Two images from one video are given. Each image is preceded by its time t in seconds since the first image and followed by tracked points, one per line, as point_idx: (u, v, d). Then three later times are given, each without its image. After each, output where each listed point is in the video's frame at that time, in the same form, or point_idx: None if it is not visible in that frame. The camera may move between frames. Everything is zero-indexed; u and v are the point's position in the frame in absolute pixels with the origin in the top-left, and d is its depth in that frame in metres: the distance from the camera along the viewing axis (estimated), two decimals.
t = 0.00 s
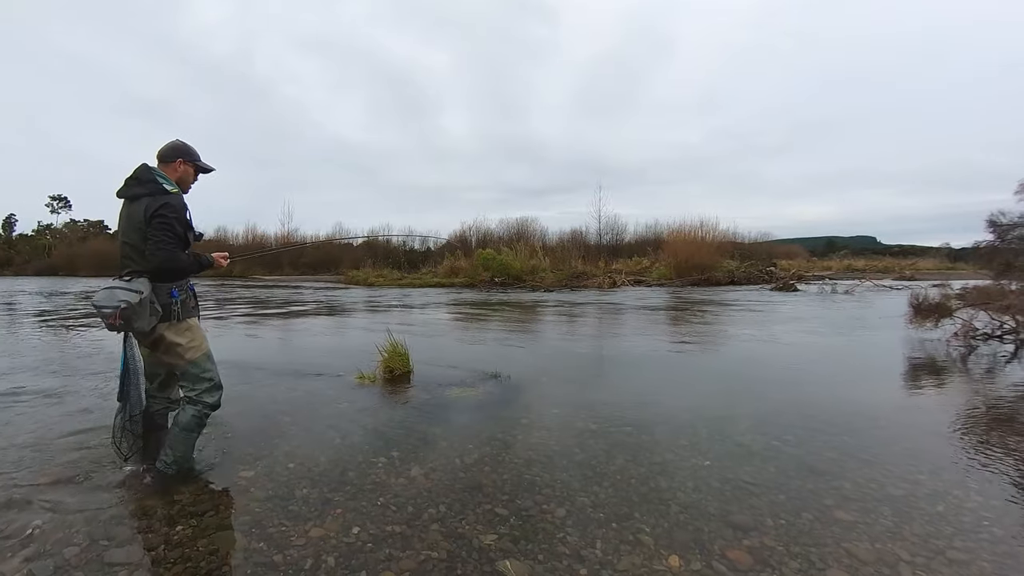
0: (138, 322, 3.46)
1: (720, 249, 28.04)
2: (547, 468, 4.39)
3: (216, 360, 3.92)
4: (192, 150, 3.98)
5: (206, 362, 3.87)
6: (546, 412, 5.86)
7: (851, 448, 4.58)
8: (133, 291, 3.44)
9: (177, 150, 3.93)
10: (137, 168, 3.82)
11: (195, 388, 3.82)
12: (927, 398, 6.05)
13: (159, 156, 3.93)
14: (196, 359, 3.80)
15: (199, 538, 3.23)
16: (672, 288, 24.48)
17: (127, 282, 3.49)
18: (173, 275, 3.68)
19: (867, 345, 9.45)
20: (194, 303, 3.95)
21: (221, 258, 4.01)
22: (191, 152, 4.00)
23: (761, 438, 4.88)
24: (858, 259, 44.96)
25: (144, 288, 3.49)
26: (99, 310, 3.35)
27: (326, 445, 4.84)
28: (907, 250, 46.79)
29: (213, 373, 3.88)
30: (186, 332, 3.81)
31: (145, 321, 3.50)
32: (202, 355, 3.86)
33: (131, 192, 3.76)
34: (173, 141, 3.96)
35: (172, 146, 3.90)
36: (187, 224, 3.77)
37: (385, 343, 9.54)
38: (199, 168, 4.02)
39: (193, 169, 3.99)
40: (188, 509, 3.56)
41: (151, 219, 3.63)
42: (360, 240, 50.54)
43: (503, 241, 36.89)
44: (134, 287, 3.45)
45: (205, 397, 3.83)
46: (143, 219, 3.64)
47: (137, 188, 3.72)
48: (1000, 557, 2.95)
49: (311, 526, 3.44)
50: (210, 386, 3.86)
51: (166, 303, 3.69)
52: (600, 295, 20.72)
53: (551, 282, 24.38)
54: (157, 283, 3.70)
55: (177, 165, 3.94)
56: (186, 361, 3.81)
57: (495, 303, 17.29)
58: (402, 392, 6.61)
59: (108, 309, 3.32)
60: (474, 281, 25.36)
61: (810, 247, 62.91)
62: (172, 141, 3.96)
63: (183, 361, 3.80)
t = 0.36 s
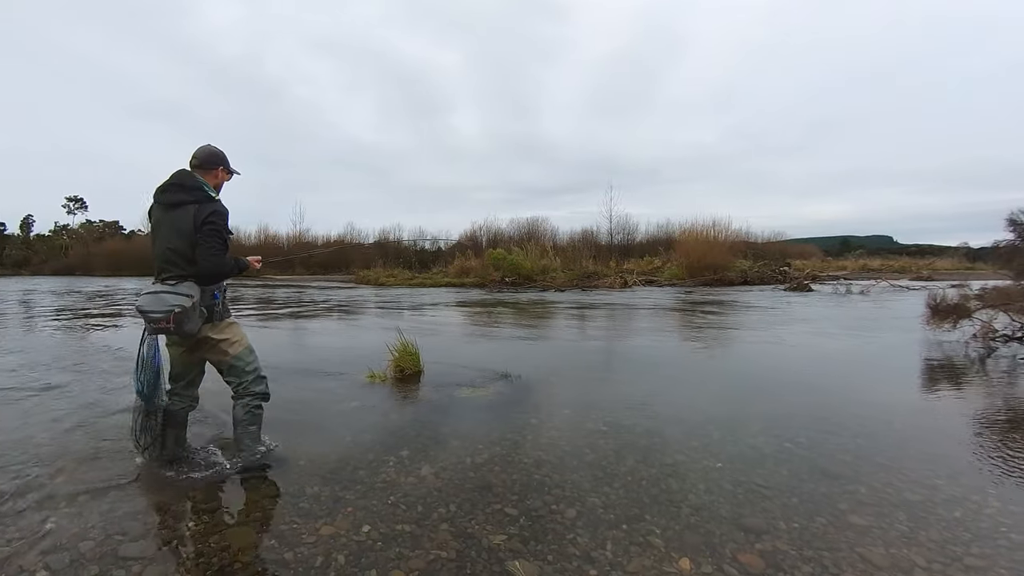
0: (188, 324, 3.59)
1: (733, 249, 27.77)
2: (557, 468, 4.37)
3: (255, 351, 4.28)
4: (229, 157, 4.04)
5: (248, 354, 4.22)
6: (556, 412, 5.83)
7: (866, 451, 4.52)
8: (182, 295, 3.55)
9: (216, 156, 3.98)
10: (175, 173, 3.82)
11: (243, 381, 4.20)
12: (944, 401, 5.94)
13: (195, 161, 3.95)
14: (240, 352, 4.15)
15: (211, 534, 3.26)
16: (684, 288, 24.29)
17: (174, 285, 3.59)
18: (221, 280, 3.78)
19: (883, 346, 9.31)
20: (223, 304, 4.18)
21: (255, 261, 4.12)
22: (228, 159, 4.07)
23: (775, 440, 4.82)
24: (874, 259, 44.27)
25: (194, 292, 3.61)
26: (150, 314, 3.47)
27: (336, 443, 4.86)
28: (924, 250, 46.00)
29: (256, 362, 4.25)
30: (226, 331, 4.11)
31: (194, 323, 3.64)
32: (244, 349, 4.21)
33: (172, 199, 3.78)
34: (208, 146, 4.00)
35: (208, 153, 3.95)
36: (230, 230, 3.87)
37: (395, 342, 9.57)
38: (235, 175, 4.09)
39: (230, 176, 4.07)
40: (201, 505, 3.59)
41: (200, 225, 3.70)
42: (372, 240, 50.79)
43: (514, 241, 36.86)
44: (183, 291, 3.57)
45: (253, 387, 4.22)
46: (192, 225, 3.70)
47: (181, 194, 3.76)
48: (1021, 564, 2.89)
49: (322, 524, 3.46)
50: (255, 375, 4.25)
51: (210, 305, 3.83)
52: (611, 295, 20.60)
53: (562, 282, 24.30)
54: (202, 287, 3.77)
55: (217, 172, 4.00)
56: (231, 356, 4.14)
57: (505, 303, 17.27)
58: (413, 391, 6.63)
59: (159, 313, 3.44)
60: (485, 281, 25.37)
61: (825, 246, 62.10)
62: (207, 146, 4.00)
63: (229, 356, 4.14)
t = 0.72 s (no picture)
0: (250, 330, 3.66)
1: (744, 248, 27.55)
2: (567, 469, 4.35)
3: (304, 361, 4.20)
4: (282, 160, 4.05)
5: (298, 363, 4.15)
6: (565, 412, 5.82)
7: (880, 454, 4.44)
8: (245, 301, 3.61)
9: (270, 159, 3.98)
10: (232, 176, 3.82)
11: (285, 391, 4.10)
12: (961, 404, 5.83)
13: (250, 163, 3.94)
14: (290, 360, 4.08)
15: (221, 530, 3.29)
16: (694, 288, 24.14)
17: (235, 291, 3.63)
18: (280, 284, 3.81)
19: (897, 347, 9.17)
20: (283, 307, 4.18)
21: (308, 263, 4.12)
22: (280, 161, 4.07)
23: (787, 442, 4.77)
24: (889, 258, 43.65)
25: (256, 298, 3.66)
26: (215, 319, 3.56)
27: (347, 442, 4.88)
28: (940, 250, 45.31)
29: (302, 372, 4.18)
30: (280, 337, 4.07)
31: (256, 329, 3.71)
32: (294, 357, 4.13)
33: (230, 202, 3.79)
34: (262, 148, 4.00)
35: (262, 155, 3.94)
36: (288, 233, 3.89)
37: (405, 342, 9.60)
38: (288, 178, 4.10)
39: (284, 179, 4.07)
40: (212, 502, 3.63)
41: (261, 229, 3.70)
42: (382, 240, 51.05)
43: (524, 241, 36.88)
44: (246, 297, 3.62)
45: (296, 397, 4.12)
46: (253, 229, 3.70)
47: (240, 197, 3.76)
48: None
49: (331, 521, 3.47)
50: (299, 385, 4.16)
51: (268, 309, 3.86)
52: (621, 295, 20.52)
53: (572, 281, 24.26)
54: (261, 290, 3.78)
55: (271, 175, 4.00)
56: (281, 363, 4.07)
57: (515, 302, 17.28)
58: (423, 391, 6.65)
59: (222, 318, 3.53)
60: (494, 281, 25.41)
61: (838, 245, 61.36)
62: (260, 148, 3.99)
63: (278, 364, 4.07)
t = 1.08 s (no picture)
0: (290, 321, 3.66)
1: (757, 248, 27.30)
2: (577, 469, 4.33)
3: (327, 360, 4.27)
4: (329, 157, 4.12)
5: (321, 363, 4.22)
6: (576, 413, 5.80)
7: (896, 458, 4.37)
8: (289, 291, 3.61)
9: (320, 155, 4.04)
10: (284, 168, 3.86)
11: (305, 390, 4.13)
12: (980, 408, 5.72)
13: (301, 157, 3.99)
14: (315, 359, 4.15)
15: (233, 527, 3.31)
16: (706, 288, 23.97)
17: (278, 280, 3.63)
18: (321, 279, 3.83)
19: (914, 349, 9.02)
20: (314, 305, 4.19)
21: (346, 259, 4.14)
22: (327, 159, 4.13)
23: (801, 445, 4.71)
24: (906, 259, 42.99)
25: (298, 289, 3.66)
26: (258, 307, 3.54)
27: (357, 441, 4.90)
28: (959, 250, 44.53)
29: (324, 372, 4.22)
30: (308, 334, 4.13)
31: (296, 320, 3.70)
32: (319, 355, 4.21)
33: (280, 193, 3.81)
34: (313, 143, 4.05)
35: (312, 150, 4.01)
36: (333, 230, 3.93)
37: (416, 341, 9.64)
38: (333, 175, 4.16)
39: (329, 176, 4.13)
40: (224, 499, 3.66)
41: (311, 223, 3.74)
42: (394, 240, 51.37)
43: (535, 241, 36.87)
44: (289, 288, 3.62)
45: (314, 398, 4.15)
46: (303, 223, 3.74)
47: (291, 190, 3.79)
48: None
49: (342, 519, 3.49)
50: (319, 385, 4.20)
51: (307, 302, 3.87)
52: (632, 295, 20.43)
53: (582, 281, 24.21)
54: (302, 283, 3.80)
55: (319, 171, 4.06)
56: (306, 360, 4.13)
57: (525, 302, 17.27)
58: (433, 390, 6.66)
59: (264, 307, 3.52)
60: (505, 281, 25.49)
61: (853, 245, 60.57)
62: (311, 143, 4.05)
63: (304, 360, 4.12)
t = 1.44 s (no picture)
0: (309, 321, 3.71)
1: (770, 248, 27.03)
2: (587, 470, 4.31)
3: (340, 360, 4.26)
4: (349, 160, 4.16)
5: (335, 362, 4.19)
6: (586, 413, 5.78)
7: (913, 462, 4.30)
8: (309, 291, 3.67)
9: (341, 157, 4.08)
10: (308, 168, 3.88)
11: (318, 389, 4.14)
12: (999, 411, 5.61)
13: (323, 158, 4.01)
14: (329, 358, 4.13)
15: (244, 525, 3.34)
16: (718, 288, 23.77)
17: (298, 280, 3.67)
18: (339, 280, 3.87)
19: (931, 351, 8.87)
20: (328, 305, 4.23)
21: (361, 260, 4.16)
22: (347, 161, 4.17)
23: (815, 447, 4.64)
24: (923, 259, 42.31)
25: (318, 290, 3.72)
26: (280, 306, 3.58)
27: (367, 440, 4.93)
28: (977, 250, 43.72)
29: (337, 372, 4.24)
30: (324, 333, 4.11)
31: (314, 320, 3.76)
32: (332, 355, 4.20)
33: (304, 193, 3.83)
34: (335, 145, 4.09)
35: (335, 152, 4.04)
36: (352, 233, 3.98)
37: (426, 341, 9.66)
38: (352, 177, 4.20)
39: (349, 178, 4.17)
40: (236, 497, 3.68)
41: (333, 226, 3.78)
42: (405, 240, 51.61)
43: (545, 241, 36.81)
44: (310, 288, 3.68)
45: (327, 397, 4.18)
46: (325, 225, 3.77)
47: (314, 191, 3.82)
48: None
49: (352, 518, 3.50)
50: (331, 385, 4.23)
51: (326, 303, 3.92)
52: (643, 295, 20.32)
53: (593, 281, 24.14)
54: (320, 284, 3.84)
55: (339, 172, 4.10)
56: (320, 359, 4.09)
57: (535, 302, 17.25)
58: (443, 390, 6.67)
59: (285, 307, 3.58)
60: (516, 281, 25.49)
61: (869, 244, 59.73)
62: (333, 145, 4.08)
63: (318, 359, 4.09)
